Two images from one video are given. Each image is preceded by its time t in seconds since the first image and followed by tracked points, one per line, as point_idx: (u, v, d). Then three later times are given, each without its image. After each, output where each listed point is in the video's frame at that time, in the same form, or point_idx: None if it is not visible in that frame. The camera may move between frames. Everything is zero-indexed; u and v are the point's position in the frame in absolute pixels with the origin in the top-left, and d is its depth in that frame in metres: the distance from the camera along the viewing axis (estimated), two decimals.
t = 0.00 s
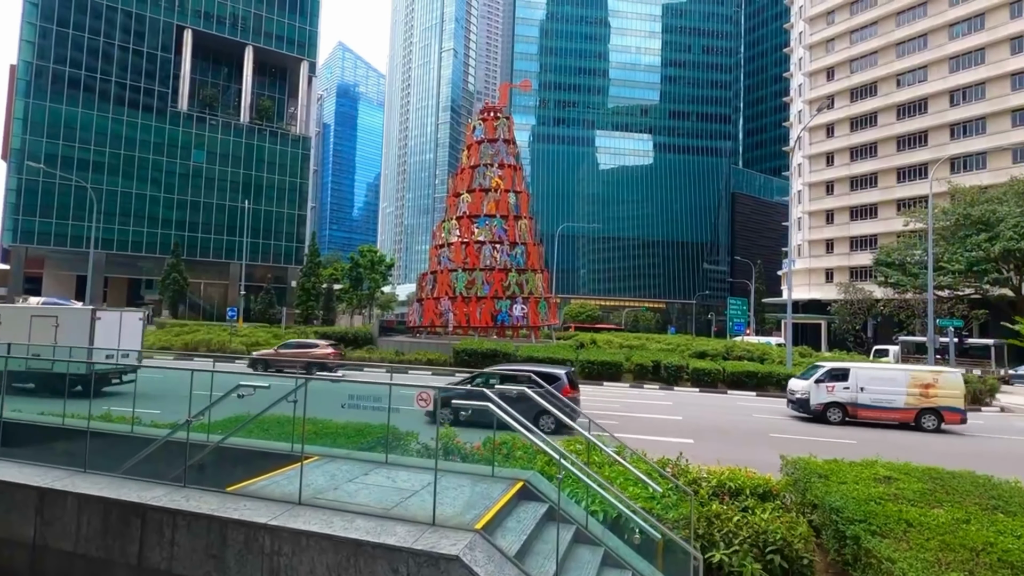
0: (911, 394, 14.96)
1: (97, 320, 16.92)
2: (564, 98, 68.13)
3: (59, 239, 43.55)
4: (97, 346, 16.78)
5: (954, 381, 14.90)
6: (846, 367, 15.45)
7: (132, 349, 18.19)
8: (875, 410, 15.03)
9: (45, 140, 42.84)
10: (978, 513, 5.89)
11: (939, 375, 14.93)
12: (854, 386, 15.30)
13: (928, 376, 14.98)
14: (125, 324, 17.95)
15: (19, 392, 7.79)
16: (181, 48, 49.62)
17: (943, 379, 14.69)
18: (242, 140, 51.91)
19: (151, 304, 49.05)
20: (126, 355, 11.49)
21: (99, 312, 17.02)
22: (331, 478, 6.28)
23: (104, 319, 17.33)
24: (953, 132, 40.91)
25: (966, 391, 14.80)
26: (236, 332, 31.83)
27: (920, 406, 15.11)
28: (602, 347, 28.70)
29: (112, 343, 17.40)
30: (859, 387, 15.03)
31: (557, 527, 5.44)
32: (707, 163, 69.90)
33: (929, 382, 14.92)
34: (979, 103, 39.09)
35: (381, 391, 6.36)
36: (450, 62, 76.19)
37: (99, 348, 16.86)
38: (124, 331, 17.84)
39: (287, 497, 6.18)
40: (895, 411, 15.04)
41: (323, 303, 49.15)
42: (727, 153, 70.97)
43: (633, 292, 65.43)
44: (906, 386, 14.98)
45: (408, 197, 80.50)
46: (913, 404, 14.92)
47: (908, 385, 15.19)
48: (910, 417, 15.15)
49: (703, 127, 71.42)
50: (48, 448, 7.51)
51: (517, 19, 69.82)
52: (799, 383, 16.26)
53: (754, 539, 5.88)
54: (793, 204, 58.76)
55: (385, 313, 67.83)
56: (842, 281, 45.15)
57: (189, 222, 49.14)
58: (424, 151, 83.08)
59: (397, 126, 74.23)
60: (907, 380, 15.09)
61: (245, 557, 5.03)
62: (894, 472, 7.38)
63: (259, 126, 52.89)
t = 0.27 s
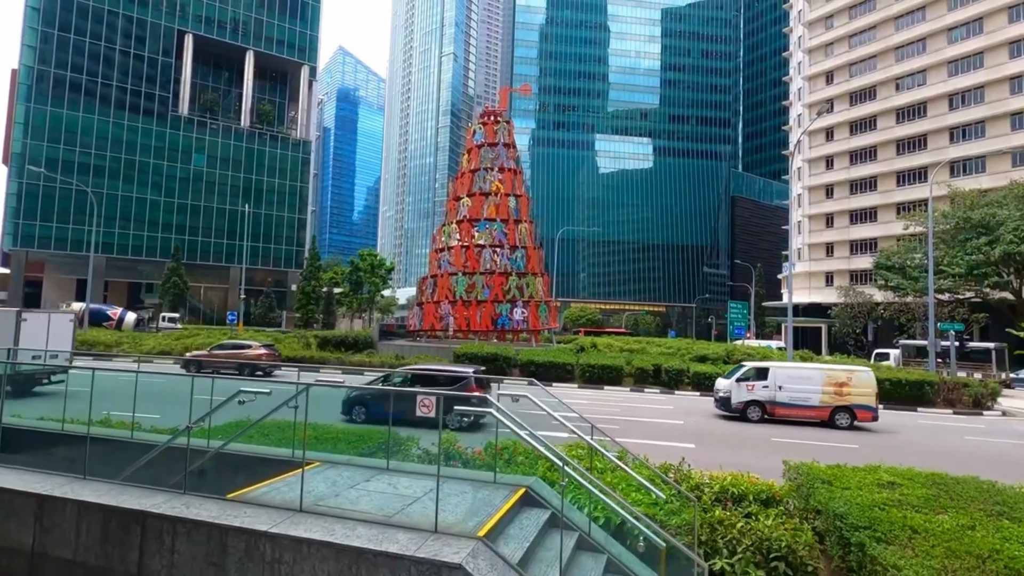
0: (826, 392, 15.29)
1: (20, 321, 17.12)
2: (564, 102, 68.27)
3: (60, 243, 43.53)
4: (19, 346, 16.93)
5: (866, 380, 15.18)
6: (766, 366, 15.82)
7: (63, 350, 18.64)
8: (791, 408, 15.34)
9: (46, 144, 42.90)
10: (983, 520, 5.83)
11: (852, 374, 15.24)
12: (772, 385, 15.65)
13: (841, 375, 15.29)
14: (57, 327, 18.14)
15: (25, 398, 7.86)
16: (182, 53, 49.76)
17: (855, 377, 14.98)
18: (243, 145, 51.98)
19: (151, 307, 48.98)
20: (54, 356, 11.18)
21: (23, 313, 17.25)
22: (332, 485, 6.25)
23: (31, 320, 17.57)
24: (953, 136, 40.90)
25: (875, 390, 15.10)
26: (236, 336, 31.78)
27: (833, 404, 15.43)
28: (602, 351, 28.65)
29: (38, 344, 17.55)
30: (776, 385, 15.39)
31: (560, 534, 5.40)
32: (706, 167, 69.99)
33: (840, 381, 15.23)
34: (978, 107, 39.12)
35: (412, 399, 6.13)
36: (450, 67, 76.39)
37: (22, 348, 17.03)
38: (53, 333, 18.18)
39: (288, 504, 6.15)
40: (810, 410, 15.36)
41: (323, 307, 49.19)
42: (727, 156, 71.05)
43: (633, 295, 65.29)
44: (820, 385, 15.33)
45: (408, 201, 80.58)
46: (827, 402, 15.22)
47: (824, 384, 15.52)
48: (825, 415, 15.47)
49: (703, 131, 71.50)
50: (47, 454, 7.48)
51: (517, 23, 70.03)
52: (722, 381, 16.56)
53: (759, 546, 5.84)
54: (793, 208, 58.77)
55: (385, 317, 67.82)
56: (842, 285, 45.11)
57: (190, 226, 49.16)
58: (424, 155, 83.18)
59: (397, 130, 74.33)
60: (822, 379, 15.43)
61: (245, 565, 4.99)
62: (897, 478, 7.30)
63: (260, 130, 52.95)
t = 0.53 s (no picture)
0: (732, 391, 16.05)
1: None
2: (564, 107, 68.42)
3: (61, 248, 43.52)
4: None
5: (769, 379, 15.98)
6: (677, 366, 16.58)
7: None
8: (699, 407, 16.06)
9: (48, 149, 42.96)
10: (989, 528, 5.77)
11: (756, 373, 16.01)
12: (682, 385, 16.39)
13: (746, 374, 16.07)
14: None
15: (26, 404, 7.85)
16: (183, 59, 49.91)
17: (758, 376, 15.77)
18: (244, 150, 52.06)
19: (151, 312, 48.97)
20: None
21: None
22: (333, 492, 6.23)
23: None
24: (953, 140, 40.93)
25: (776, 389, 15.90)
26: (237, 341, 31.69)
27: (739, 403, 16.19)
28: (603, 356, 28.57)
29: None
30: (684, 386, 16.12)
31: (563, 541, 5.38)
32: (705, 172, 70.05)
33: (745, 381, 16.00)
34: (977, 112, 39.18)
35: (346, 400, 6.52)
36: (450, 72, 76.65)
37: None
38: None
39: (289, 511, 6.12)
40: (717, 408, 16.10)
41: (324, 312, 49.17)
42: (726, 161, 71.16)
43: (634, 300, 65.12)
44: (726, 384, 16.09)
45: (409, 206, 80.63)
46: (732, 400, 15.97)
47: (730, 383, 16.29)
48: (731, 414, 16.22)
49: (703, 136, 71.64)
50: (47, 462, 7.43)
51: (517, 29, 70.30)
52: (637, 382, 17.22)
53: (762, 553, 5.81)
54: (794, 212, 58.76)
55: (385, 321, 67.81)
56: (842, 289, 45.03)
57: (190, 231, 49.18)
58: (424, 160, 83.31)
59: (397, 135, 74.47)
60: (729, 379, 16.20)
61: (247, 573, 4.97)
62: (901, 484, 7.26)
63: (260, 136, 53.01)
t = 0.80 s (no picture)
0: (641, 392, 16.45)
1: None
2: (564, 113, 68.61)
3: (62, 254, 43.49)
4: None
5: (677, 380, 16.39)
6: (591, 368, 16.98)
7: None
8: (610, 407, 16.47)
9: (49, 155, 43.03)
10: (993, 536, 5.72)
11: (665, 374, 16.46)
12: (595, 386, 16.74)
13: (655, 375, 16.52)
14: None
15: (26, 409, 7.82)
16: (185, 65, 50.05)
17: (665, 377, 16.21)
18: (245, 156, 52.18)
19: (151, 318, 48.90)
20: None
21: None
22: (334, 499, 6.23)
23: None
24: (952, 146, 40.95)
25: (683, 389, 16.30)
26: (238, 347, 31.66)
27: (649, 403, 16.58)
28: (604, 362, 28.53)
29: None
30: (596, 387, 16.50)
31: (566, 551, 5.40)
32: (705, 178, 70.16)
33: (655, 381, 16.43)
34: (976, 118, 39.24)
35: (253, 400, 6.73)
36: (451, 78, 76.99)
37: None
38: None
39: (290, 519, 6.13)
40: (626, 408, 16.50)
41: (324, 318, 49.12)
42: (726, 167, 71.30)
43: (634, 306, 65.03)
44: (637, 385, 16.49)
45: (409, 211, 80.82)
46: (642, 400, 16.40)
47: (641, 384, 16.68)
48: (641, 414, 16.64)
49: (703, 142, 71.84)
50: (48, 469, 7.41)
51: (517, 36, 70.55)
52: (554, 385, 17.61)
53: (764, 561, 5.80)
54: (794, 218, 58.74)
55: (385, 327, 67.74)
56: (842, 295, 45.00)
57: (191, 237, 49.19)
58: (424, 165, 83.44)
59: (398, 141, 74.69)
60: (639, 380, 16.61)
61: None
62: (903, 491, 7.23)
63: (262, 141, 53.13)
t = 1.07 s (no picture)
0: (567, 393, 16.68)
1: None
2: (564, 118, 68.78)
3: (62, 258, 43.51)
4: None
5: (602, 382, 16.64)
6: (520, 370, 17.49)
7: None
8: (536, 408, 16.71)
9: (51, 160, 43.15)
10: (995, 542, 5.71)
11: (590, 376, 16.72)
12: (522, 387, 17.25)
13: (581, 377, 16.76)
14: None
15: (27, 416, 7.84)
16: (187, 71, 50.22)
17: (589, 378, 16.46)
18: (246, 161, 52.26)
19: (152, 322, 48.85)
20: None
21: None
22: (335, 506, 6.23)
23: None
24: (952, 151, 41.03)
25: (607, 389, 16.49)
26: (238, 352, 31.61)
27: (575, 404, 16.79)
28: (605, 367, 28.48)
29: None
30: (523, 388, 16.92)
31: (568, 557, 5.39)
32: (705, 182, 70.24)
33: (580, 382, 16.68)
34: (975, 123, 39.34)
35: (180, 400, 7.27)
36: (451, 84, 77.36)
37: None
38: None
39: (290, 525, 6.11)
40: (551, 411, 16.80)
41: (324, 322, 49.01)
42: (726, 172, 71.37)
43: (634, 310, 64.95)
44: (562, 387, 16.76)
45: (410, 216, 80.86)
46: (567, 401, 16.61)
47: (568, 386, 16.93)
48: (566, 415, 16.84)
49: (703, 147, 71.99)
50: (49, 474, 7.42)
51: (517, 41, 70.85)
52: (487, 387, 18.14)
53: (767, 567, 5.78)
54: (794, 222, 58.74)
55: (386, 331, 67.75)
56: (843, 299, 44.93)
57: (192, 241, 49.19)
58: (425, 170, 83.59)
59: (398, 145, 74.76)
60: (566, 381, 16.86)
61: None
62: (905, 497, 7.19)
63: (263, 147, 53.19)
